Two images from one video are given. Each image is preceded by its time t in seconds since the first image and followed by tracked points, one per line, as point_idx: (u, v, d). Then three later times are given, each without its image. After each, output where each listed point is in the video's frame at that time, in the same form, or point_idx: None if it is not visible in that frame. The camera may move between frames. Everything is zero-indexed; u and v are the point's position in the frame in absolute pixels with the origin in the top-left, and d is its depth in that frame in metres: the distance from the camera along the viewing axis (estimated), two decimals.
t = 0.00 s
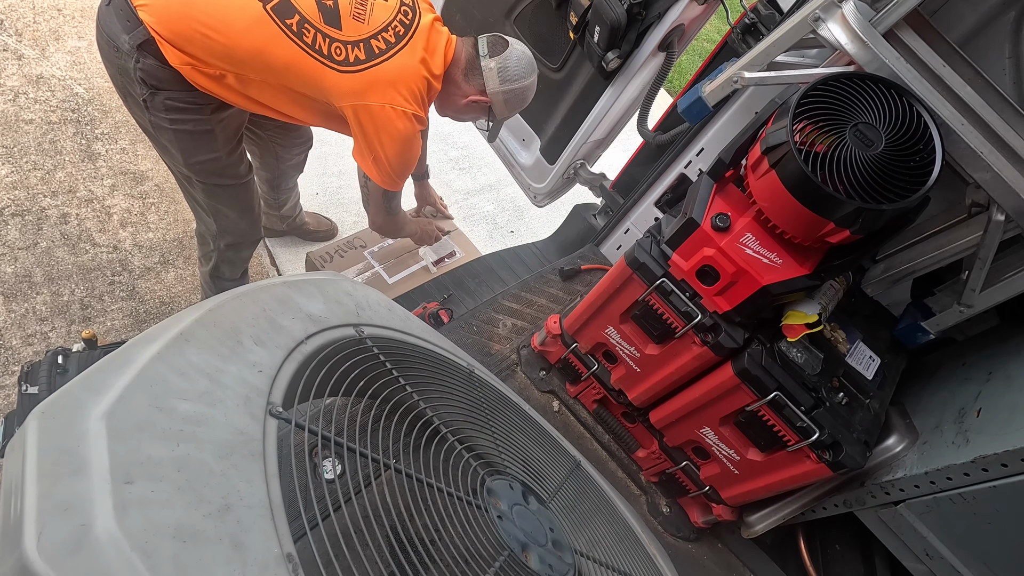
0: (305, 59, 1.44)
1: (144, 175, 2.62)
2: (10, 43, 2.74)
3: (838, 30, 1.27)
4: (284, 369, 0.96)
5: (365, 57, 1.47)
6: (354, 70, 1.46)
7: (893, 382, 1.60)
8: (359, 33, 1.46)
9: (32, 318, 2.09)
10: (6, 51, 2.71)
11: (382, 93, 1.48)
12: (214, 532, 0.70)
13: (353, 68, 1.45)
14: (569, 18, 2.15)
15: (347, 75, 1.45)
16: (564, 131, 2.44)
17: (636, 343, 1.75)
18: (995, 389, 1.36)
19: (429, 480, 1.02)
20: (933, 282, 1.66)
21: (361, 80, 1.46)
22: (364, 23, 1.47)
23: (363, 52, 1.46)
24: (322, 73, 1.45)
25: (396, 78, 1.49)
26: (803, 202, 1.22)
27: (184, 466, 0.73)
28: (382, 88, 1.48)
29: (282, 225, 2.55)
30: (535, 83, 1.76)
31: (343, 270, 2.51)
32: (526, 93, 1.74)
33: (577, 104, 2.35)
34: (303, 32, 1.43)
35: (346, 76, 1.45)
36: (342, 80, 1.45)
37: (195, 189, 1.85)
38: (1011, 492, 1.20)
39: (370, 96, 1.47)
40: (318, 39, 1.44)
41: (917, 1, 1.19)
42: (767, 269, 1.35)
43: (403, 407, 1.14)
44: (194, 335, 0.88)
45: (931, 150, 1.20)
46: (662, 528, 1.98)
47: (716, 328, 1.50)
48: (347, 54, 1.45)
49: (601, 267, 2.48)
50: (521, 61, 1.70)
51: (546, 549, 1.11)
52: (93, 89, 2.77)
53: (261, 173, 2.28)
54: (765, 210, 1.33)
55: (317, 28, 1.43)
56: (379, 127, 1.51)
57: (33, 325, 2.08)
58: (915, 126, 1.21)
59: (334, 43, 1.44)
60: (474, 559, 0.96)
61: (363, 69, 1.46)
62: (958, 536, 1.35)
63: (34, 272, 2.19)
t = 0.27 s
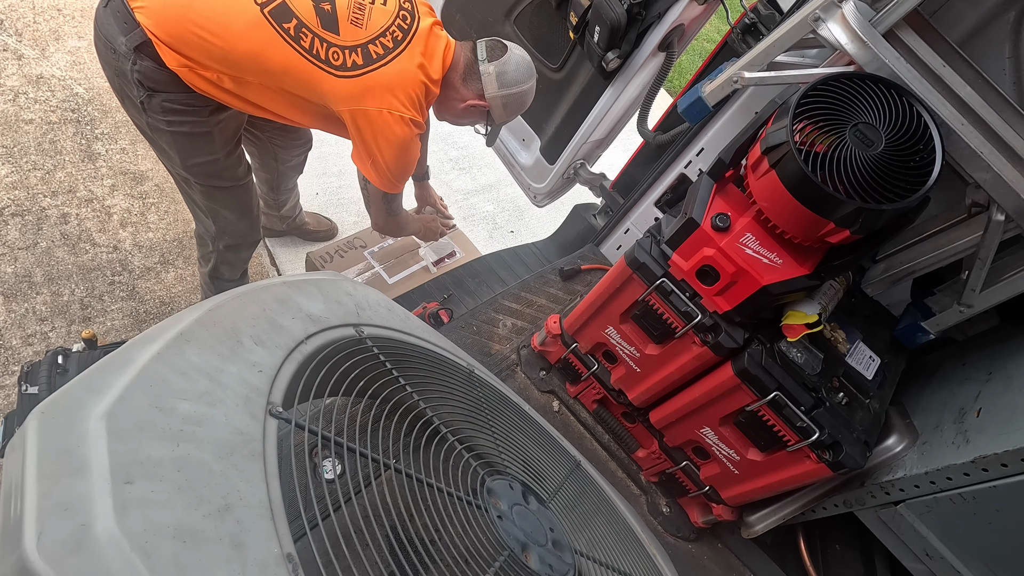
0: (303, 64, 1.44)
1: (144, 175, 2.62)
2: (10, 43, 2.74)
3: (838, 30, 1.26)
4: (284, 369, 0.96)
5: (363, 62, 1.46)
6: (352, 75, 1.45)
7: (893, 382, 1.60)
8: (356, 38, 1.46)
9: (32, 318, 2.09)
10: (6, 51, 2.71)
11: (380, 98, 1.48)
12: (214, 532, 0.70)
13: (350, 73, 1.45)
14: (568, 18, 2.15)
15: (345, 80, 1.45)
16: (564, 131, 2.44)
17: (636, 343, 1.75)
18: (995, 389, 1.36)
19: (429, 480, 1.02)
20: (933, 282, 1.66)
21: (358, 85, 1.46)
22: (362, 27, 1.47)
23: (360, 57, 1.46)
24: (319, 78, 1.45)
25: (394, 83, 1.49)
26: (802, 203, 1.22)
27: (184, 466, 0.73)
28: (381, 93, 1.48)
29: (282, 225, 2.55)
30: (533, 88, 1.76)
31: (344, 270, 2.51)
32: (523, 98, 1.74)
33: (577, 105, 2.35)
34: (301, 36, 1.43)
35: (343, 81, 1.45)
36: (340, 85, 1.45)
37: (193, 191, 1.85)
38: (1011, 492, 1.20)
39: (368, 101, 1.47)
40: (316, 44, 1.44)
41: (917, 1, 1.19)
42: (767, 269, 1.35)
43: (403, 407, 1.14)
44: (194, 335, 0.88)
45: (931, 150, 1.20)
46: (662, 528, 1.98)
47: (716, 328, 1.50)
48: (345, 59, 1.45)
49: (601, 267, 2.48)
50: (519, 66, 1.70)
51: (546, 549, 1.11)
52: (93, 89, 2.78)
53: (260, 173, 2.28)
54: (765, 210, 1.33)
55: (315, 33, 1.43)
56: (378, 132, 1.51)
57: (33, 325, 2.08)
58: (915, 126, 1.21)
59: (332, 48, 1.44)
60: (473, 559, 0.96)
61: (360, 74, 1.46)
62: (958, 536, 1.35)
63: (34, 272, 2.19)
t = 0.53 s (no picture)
0: (304, 63, 1.44)
1: (145, 175, 2.62)
2: (10, 43, 2.74)
3: (838, 30, 1.27)
4: (284, 369, 0.96)
5: (365, 60, 1.46)
6: (353, 73, 1.45)
7: (893, 381, 1.60)
8: (358, 36, 1.46)
9: (32, 318, 2.09)
10: (6, 51, 2.71)
11: (381, 96, 1.48)
12: (214, 532, 0.70)
13: (352, 71, 1.45)
14: (568, 18, 2.15)
15: (345, 78, 1.45)
16: (564, 131, 2.44)
17: (635, 343, 1.75)
18: (995, 389, 1.36)
19: (429, 480, 1.02)
20: (933, 281, 1.66)
21: (360, 83, 1.46)
22: (363, 26, 1.47)
23: (362, 56, 1.46)
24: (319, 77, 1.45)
25: (395, 82, 1.49)
26: (803, 203, 1.23)
27: (184, 466, 0.73)
28: (382, 91, 1.48)
29: (282, 225, 2.55)
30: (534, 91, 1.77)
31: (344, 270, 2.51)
32: (524, 100, 1.75)
33: (577, 105, 2.35)
34: (301, 36, 1.43)
35: (345, 79, 1.45)
36: (341, 84, 1.45)
37: (194, 191, 1.85)
38: (1011, 493, 1.20)
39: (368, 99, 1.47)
40: (317, 43, 1.44)
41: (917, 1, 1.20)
42: (767, 269, 1.35)
43: (403, 407, 1.14)
44: (194, 335, 0.88)
45: (931, 150, 1.20)
46: (662, 528, 1.98)
47: (716, 328, 1.50)
48: (346, 58, 1.45)
49: (601, 267, 2.48)
50: (522, 68, 1.71)
51: (546, 549, 1.11)
52: (93, 89, 2.77)
53: (260, 173, 2.28)
54: (765, 210, 1.33)
55: (316, 33, 1.43)
56: (379, 130, 1.51)
57: (33, 325, 2.08)
58: (915, 126, 1.21)
59: (332, 47, 1.44)
60: (473, 559, 0.96)
61: (362, 72, 1.46)
62: (958, 536, 1.35)
63: (34, 272, 2.19)
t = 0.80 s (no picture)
0: (300, 50, 1.44)
1: (145, 175, 2.62)
2: (10, 43, 2.74)
3: (838, 30, 1.27)
4: (284, 369, 0.96)
5: (362, 45, 1.45)
6: (350, 58, 1.44)
7: (893, 381, 1.60)
8: (356, 22, 1.46)
9: (32, 318, 2.09)
10: (6, 51, 2.71)
11: (377, 82, 1.46)
12: (214, 532, 0.70)
13: (348, 56, 1.44)
14: (568, 18, 2.15)
15: (342, 64, 1.44)
16: (564, 131, 2.44)
17: (635, 343, 1.75)
18: (995, 389, 1.36)
19: (429, 480, 1.02)
20: (932, 282, 1.66)
21: (356, 68, 1.44)
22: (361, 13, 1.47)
23: (360, 41, 1.45)
24: (317, 65, 1.44)
25: (393, 67, 1.47)
26: (802, 202, 1.22)
27: (184, 466, 0.73)
28: (378, 78, 1.46)
29: (282, 225, 2.55)
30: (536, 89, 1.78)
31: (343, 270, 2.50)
32: (526, 97, 1.76)
33: (577, 105, 2.35)
34: (298, 23, 1.43)
35: (341, 64, 1.44)
36: (337, 68, 1.44)
37: (194, 193, 1.85)
38: (1011, 492, 1.20)
39: (364, 85, 1.45)
40: (314, 30, 1.44)
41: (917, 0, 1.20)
42: (767, 269, 1.35)
43: (403, 407, 1.14)
44: (194, 335, 0.88)
45: (931, 150, 1.20)
46: (662, 528, 1.98)
47: (716, 328, 1.50)
48: (343, 43, 1.44)
49: (601, 267, 2.48)
50: (525, 64, 1.72)
51: (546, 549, 1.11)
52: (93, 89, 2.77)
53: (260, 173, 2.28)
54: (765, 210, 1.33)
55: (312, 20, 1.43)
56: (370, 116, 1.47)
57: (33, 325, 2.08)
58: (915, 126, 1.21)
59: (329, 33, 1.44)
60: (474, 559, 0.96)
61: (358, 57, 1.45)
62: (958, 536, 1.35)
63: (34, 272, 2.19)
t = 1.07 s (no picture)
0: (295, 37, 1.42)
1: (144, 175, 2.62)
2: (10, 43, 2.74)
3: (838, 30, 1.27)
4: (284, 369, 0.96)
5: (358, 31, 1.44)
6: (345, 43, 1.42)
7: (893, 382, 1.60)
8: (353, 9, 1.45)
9: (32, 318, 2.09)
10: (6, 51, 2.71)
11: (372, 68, 1.43)
12: (214, 532, 0.70)
13: (344, 41, 1.42)
14: (568, 18, 2.15)
15: (336, 49, 1.42)
16: (564, 131, 2.44)
17: (635, 343, 1.75)
18: (995, 389, 1.36)
19: (429, 480, 1.02)
20: (932, 282, 1.66)
21: (352, 53, 1.42)
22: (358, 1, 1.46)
23: (356, 27, 1.44)
24: (311, 52, 1.43)
25: (389, 53, 1.45)
26: (802, 202, 1.22)
27: (184, 466, 0.73)
28: (373, 64, 1.43)
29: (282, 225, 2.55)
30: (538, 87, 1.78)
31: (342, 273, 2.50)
32: (527, 96, 1.76)
33: (577, 105, 2.35)
34: (293, 11, 1.42)
35: (336, 48, 1.42)
36: (332, 53, 1.42)
37: (190, 191, 1.85)
38: (1011, 492, 1.20)
39: (357, 71, 1.43)
40: (309, 18, 1.43)
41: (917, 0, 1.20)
42: (767, 269, 1.35)
43: (403, 407, 1.14)
44: (194, 335, 0.88)
45: (931, 150, 1.20)
46: (662, 528, 1.98)
47: (716, 328, 1.50)
48: (339, 28, 1.43)
49: (601, 267, 2.48)
50: (526, 61, 1.72)
51: (546, 549, 1.11)
52: (92, 89, 2.77)
53: (260, 173, 2.28)
54: (765, 210, 1.33)
55: (308, 7, 1.43)
56: (362, 102, 1.43)
57: (33, 325, 2.08)
58: (915, 126, 1.21)
59: (325, 19, 1.43)
60: (474, 559, 0.96)
61: (354, 42, 1.43)
62: (958, 536, 1.35)
63: (34, 272, 2.19)
